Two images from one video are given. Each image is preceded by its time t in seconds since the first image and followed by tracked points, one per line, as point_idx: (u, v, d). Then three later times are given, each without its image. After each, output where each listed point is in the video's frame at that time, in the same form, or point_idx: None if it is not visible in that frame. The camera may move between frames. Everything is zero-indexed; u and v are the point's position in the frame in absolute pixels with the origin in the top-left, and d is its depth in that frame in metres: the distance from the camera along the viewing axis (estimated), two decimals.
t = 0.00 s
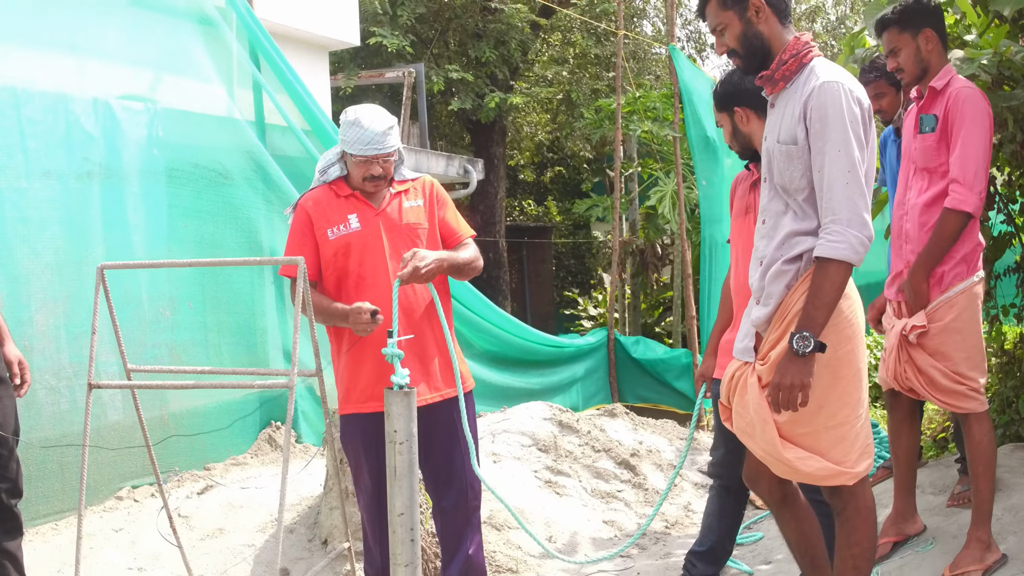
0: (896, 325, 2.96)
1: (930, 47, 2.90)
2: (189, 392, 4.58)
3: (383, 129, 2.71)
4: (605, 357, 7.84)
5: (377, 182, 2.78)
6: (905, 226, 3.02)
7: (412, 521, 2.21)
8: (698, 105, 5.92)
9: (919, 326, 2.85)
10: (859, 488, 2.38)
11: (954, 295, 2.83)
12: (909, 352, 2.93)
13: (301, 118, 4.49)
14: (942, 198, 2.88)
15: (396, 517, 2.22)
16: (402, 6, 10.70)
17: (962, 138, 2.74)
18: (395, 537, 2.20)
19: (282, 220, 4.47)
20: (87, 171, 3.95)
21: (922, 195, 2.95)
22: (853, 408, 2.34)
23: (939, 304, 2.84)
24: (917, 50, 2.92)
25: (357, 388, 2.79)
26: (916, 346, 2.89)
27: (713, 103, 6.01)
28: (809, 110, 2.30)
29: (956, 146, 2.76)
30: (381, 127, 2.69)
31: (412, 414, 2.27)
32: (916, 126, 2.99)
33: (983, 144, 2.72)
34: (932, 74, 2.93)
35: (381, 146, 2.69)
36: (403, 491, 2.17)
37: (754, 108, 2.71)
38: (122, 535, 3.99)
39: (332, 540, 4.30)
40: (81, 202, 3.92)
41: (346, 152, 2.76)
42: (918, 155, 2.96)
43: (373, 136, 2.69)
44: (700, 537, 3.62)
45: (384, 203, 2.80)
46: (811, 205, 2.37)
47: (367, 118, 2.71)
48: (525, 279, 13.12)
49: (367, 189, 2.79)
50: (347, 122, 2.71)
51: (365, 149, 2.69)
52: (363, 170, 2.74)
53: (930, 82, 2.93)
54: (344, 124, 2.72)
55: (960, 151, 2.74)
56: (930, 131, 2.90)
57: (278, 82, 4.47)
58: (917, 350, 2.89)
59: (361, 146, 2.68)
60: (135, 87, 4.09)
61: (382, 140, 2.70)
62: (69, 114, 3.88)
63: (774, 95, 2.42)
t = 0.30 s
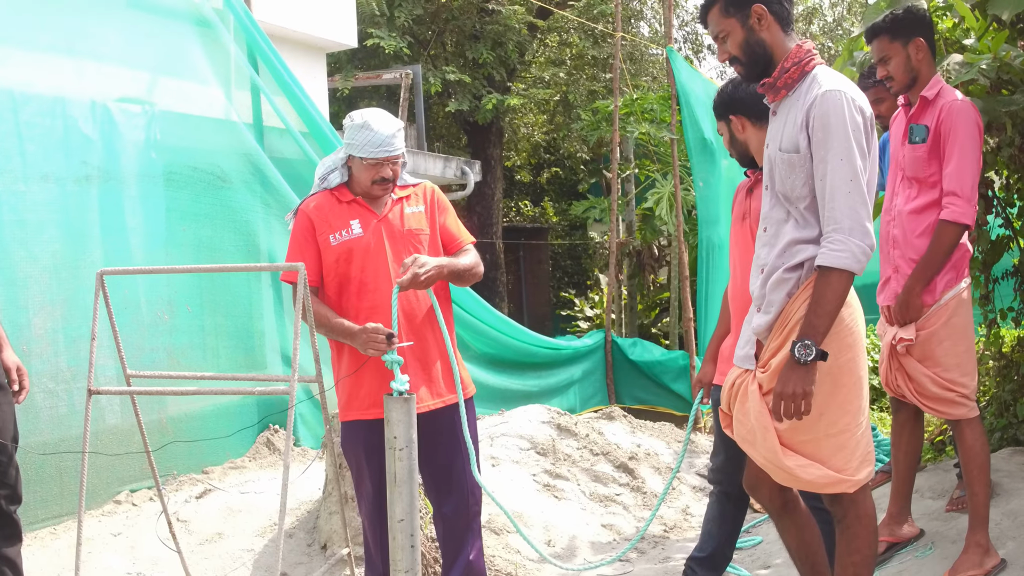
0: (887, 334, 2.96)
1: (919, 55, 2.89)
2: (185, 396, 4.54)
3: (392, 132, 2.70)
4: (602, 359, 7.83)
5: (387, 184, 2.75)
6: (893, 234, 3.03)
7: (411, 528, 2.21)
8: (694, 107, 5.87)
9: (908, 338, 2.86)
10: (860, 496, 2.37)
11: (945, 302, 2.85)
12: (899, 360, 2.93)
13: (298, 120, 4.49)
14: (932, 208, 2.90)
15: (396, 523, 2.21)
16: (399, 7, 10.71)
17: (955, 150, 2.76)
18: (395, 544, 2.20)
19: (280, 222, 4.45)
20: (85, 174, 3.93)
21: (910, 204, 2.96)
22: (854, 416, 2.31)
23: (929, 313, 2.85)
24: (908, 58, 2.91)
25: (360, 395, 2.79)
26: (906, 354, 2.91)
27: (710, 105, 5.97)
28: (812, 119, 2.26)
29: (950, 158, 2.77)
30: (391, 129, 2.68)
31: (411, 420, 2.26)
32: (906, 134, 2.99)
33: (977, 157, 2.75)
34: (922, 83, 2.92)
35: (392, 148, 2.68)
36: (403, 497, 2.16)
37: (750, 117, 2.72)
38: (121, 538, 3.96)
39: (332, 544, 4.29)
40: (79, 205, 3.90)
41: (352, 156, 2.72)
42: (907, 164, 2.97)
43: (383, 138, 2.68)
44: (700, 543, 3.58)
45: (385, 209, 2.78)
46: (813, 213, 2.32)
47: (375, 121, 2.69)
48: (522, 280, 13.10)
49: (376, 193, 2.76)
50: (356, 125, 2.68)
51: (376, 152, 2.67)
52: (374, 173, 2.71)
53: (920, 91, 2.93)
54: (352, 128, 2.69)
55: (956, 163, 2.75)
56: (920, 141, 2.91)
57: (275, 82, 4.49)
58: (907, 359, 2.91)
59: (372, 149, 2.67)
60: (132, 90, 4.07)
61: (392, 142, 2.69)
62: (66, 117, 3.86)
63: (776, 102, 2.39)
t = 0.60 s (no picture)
0: (881, 337, 2.99)
1: (903, 61, 2.94)
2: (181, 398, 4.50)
3: (407, 131, 2.71)
4: (599, 359, 7.80)
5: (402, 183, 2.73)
6: (885, 238, 3.03)
7: (411, 532, 2.19)
8: (692, 108, 5.86)
9: (902, 341, 2.89)
10: (862, 499, 2.36)
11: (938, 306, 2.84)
12: (894, 364, 2.95)
13: (295, 120, 4.48)
14: (924, 209, 2.90)
15: (396, 527, 2.19)
16: (395, 7, 10.69)
17: (945, 150, 2.78)
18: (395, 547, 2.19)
19: (277, 223, 4.42)
20: (82, 175, 3.91)
21: (902, 207, 2.97)
22: (857, 419, 2.30)
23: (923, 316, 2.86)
24: (892, 63, 2.95)
25: (358, 398, 2.77)
26: (902, 357, 2.91)
27: (707, 105, 5.96)
28: (816, 122, 2.25)
29: (943, 157, 2.78)
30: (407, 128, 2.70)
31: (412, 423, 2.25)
32: (893, 138, 3.01)
33: (969, 154, 2.76)
34: (907, 87, 2.97)
35: (409, 146, 2.69)
36: (403, 501, 2.14)
37: (748, 120, 2.71)
38: (118, 541, 3.94)
39: (330, 546, 4.26)
40: (75, 206, 3.87)
41: (367, 157, 2.68)
42: (896, 167, 2.98)
43: (400, 137, 2.68)
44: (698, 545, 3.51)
45: (385, 211, 2.75)
46: (817, 217, 2.31)
47: (390, 120, 2.69)
48: (518, 279, 13.06)
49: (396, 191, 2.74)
50: (372, 124, 2.66)
51: (395, 150, 2.67)
52: (390, 172, 2.69)
53: (905, 95, 2.96)
54: (366, 127, 2.66)
55: (949, 160, 2.76)
56: (908, 143, 2.93)
57: (272, 82, 4.49)
58: (902, 361, 2.93)
59: (391, 147, 2.66)
60: (129, 90, 4.05)
61: (408, 141, 2.71)
62: (63, 117, 3.84)
63: (781, 105, 2.38)
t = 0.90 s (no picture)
0: (875, 337, 2.98)
1: (891, 60, 2.96)
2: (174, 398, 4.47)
3: (406, 130, 2.69)
4: (593, 358, 7.78)
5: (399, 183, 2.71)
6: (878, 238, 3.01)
7: (404, 532, 2.16)
8: (687, 107, 5.85)
9: (896, 342, 2.88)
10: (861, 499, 2.34)
11: (931, 305, 2.84)
12: (888, 364, 2.94)
13: (290, 119, 4.41)
14: (917, 207, 2.90)
15: (388, 527, 2.16)
16: (390, 6, 10.65)
17: (937, 148, 2.80)
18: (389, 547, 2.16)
19: (271, 222, 4.38)
20: (75, 174, 3.88)
21: (893, 206, 2.96)
22: (855, 418, 2.29)
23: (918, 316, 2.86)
24: (881, 63, 2.98)
25: (353, 398, 2.75)
26: (897, 357, 2.90)
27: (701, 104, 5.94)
28: (817, 120, 2.24)
29: (937, 154, 2.80)
30: (405, 128, 2.67)
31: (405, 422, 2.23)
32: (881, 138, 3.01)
33: (963, 150, 2.78)
34: (895, 86, 2.98)
35: (407, 145, 2.67)
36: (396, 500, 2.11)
37: (750, 117, 2.68)
38: (111, 541, 3.90)
39: (325, 546, 4.23)
40: (69, 205, 3.84)
41: (364, 156, 2.66)
42: (886, 166, 2.97)
43: (399, 137, 2.66)
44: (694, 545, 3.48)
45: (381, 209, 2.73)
46: (817, 215, 2.30)
47: (389, 119, 2.66)
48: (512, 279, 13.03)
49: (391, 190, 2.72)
50: (371, 122, 2.63)
51: (393, 149, 2.64)
52: (388, 171, 2.67)
53: (894, 94, 2.97)
54: (365, 125, 2.63)
55: (945, 157, 2.78)
56: (896, 142, 2.92)
57: (266, 81, 4.40)
58: (898, 361, 2.91)
59: (390, 147, 2.64)
60: (123, 88, 4.02)
61: (406, 141, 2.68)
62: (56, 115, 3.81)
63: (781, 104, 2.37)
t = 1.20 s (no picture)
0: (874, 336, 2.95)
1: (889, 60, 2.94)
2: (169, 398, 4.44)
3: (406, 129, 2.66)
4: (589, 358, 7.74)
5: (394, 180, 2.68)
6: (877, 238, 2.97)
7: (401, 532, 2.14)
8: (682, 107, 5.83)
9: (897, 341, 2.85)
10: (864, 499, 2.32)
11: (933, 304, 2.83)
12: (888, 364, 2.91)
13: (285, 117, 4.37)
14: (918, 205, 2.88)
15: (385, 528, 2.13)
16: (385, 4, 10.61)
17: (943, 147, 2.81)
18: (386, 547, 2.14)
19: (266, 220, 4.34)
20: (69, 173, 3.84)
21: (894, 205, 2.92)
22: (859, 418, 2.27)
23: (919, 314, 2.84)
24: (878, 63, 2.97)
25: (352, 398, 2.73)
26: (898, 357, 2.88)
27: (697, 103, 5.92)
28: (820, 119, 2.22)
29: (942, 153, 2.81)
30: (405, 126, 2.65)
31: (401, 423, 2.20)
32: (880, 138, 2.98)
33: (967, 149, 2.81)
34: (893, 86, 2.97)
35: (406, 143, 2.65)
36: (394, 501, 2.08)
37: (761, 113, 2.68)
38: (106, 541, 3.87)
39: (321, 547, 4.20)
40: (63, 204, 3.80)
41: (363, 153, 2.64)
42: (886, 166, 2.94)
43: (399, 135, 2.63)
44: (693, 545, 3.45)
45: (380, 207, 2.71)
46: (820, 214, 2.28)
47: (389, 117, 2.64)
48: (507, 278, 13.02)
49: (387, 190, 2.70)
50: (371, 120, 2.60)
51: (393, 147, 2.62)
52: (387, 170, 2.64)
53: (893, 93, 2.96)
54: (364, 123, 2.61)
55: (951, 156, 2.80)
56: (898, 142, 2.91)
57: (262, 79, 4.37)
58: (898, 361, 2.89)
59: (389, 144, 2.61)
60: (117, 86, 3.99)
61: (406, 139, 2.66)
62: (51, 113, 3.78)
63: (783, 102, 2.35)
